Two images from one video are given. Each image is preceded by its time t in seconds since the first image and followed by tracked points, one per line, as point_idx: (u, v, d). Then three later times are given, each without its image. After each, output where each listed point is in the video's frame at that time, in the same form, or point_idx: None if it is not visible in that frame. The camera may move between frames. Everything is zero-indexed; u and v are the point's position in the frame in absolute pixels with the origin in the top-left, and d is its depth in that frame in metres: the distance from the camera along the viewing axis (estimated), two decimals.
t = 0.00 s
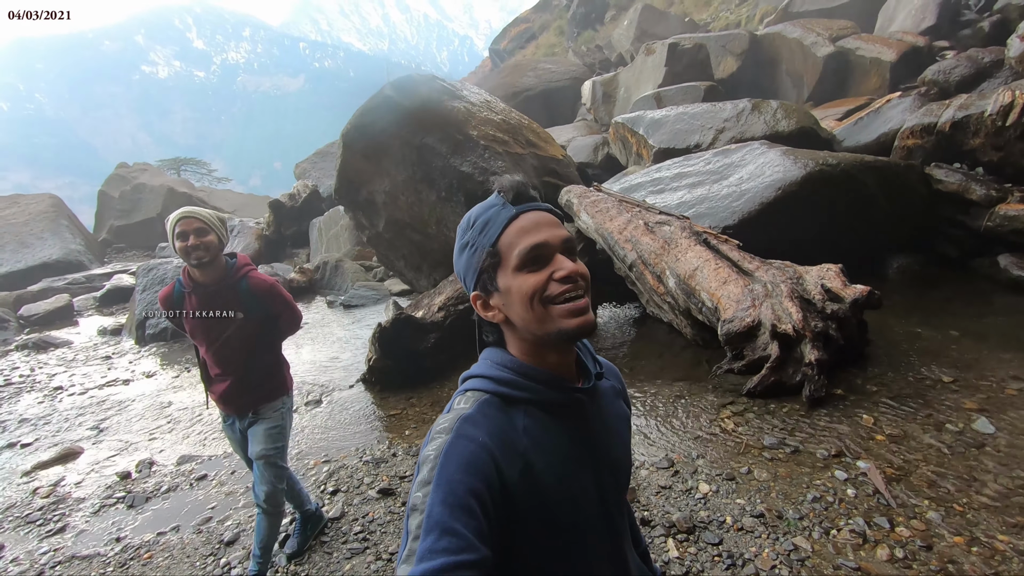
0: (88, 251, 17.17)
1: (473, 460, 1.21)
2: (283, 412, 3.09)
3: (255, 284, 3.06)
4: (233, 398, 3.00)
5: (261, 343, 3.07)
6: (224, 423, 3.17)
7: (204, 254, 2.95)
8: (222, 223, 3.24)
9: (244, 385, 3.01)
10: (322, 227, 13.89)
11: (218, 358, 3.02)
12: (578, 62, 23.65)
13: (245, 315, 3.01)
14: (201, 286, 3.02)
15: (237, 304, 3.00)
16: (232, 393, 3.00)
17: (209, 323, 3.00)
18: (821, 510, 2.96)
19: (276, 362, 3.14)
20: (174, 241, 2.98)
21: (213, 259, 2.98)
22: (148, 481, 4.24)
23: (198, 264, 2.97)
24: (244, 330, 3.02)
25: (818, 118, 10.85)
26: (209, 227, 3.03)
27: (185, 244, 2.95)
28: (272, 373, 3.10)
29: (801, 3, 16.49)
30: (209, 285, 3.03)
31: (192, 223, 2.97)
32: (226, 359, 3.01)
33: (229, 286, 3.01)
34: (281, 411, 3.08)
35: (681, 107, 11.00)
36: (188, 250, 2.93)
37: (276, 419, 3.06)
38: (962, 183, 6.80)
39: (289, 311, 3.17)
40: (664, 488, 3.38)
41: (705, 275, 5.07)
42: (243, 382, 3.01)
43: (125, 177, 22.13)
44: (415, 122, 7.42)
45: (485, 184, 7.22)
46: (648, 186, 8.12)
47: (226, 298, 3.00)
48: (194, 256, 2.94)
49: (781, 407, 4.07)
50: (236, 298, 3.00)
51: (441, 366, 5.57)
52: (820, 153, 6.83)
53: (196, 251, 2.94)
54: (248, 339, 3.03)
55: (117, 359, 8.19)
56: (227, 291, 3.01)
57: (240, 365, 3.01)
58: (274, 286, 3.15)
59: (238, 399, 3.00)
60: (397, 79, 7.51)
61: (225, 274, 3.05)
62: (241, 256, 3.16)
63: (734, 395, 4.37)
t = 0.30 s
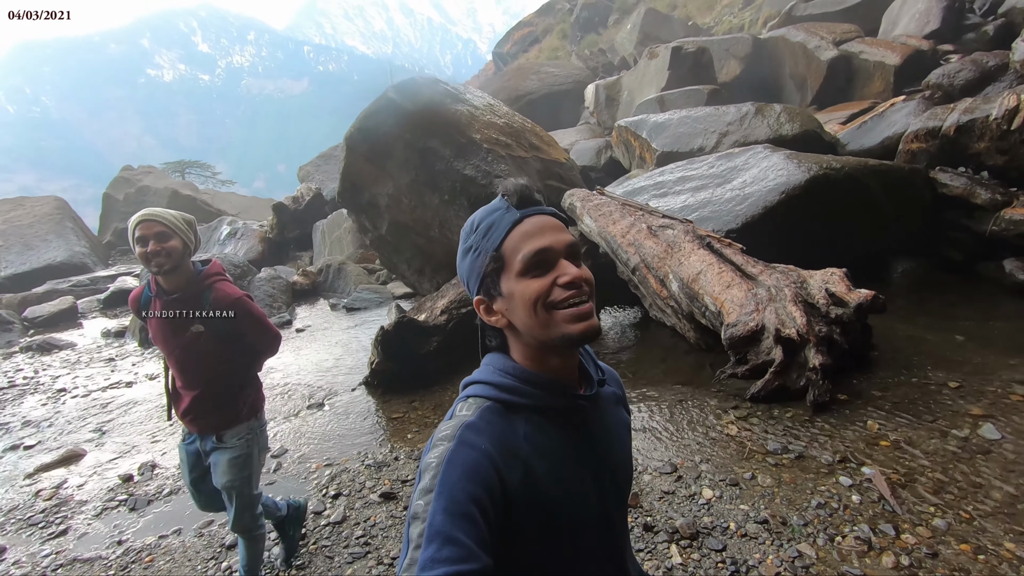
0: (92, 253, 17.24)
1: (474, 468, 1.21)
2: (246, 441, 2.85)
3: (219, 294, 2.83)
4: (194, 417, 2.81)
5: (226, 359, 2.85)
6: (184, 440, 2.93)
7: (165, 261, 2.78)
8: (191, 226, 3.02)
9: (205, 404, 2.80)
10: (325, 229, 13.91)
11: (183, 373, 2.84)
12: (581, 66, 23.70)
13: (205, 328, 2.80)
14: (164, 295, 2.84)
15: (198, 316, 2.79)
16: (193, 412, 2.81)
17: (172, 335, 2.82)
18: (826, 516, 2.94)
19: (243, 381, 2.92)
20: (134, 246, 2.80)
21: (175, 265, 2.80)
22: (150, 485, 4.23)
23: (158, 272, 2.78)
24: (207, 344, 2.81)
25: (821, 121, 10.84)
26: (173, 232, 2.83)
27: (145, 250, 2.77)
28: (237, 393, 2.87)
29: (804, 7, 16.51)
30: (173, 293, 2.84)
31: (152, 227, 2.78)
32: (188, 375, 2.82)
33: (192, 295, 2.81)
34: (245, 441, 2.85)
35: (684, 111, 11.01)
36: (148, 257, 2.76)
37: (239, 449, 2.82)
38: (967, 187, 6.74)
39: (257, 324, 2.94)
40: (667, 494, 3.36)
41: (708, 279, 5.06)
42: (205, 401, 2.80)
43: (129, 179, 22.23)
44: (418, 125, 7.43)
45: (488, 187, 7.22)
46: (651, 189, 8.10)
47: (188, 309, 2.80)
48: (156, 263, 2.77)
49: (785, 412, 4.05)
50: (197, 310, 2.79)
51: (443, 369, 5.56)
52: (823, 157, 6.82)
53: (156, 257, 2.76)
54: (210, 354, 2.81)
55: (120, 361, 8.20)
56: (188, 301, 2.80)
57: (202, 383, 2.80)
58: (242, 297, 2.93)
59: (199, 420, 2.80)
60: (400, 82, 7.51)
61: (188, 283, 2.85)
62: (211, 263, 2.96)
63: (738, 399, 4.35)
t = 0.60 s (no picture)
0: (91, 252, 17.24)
1: (481, 474, 1.19)
2: (233, 452, 2.83)
3: (197, 305, 2.66)
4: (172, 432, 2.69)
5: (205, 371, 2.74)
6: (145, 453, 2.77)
7: (135, 270, 2.53)
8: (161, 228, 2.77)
9: (185, 419, 2.69)
10: (325, 229, 13.90)
11: (157, 384, 2.67)
12: (581, 66, 23.73)
13: (184, 339, 2.64)
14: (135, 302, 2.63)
15: (176, 326, 2.62)
16: (171, 427, 2.68)
17: (145, 344, 2.62)
18: (827, 520, 2.93)
19: (222, 393, 2.83)
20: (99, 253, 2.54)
21: (146, 273, 2.57)
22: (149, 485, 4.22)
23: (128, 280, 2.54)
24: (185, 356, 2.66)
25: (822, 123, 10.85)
26: (141, 237, 2.58)
27: (111, 257, 2.52)
28: (219, 405, 2.80)
29: (806, 8, 16.50)
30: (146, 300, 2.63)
31: (118, 233, 2.52)
32: (164, 389, 2.66)
33: (169, 302, 2.62)
34: (228, 453, 2.81)
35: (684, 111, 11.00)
36: (116, 264, 2.52)
37: (226, 461, 2.81)
38: (967, 189, 6.71)
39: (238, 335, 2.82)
40: (667, 496, 3.34)
41: (708, 281, 5.05)
42: (184, 415, 2.69)
43: (128, 178, 22.21)
44: (419, 125, 7.40)
45: (488, 188, 7.18)
46: (651, 190, 8.10)
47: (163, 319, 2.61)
48: (124, 271, 2.53)
49: (785, 414, 4.04)
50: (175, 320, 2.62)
51: (443, 370, 5.55)
52: (824, 159, 6.81)
53: (125, 266, 2.52)
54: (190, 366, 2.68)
55: (119, 361, 8.20)
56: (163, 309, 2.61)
57: (181, 396, 2.68)
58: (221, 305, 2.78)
59: (178, 435, 2.69)
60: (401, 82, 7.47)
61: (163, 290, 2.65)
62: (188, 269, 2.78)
63: (738, 401, 4.35)
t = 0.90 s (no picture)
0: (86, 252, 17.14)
1: (488, 473, 1.18)
2: (209, 472, 2.74)
3: (172, 313, 2.43)
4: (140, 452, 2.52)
5: (177, 382, 2.56)
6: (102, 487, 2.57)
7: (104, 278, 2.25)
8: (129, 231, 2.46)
9: (155, 436, 2.54)
10: (322, 228, 13.86)
11: (125, 396, 2.45)
12: (578, 65, 23.75)
13: (157, 348, 2.43)
14: (97, 309, 2.34)
15: (149, 335, 2.39)
16: (139, 445, 2.51)
17: (111, 351, 2.37)
18: (825, 519, 2.94)
19: (191, 405, 2.68)
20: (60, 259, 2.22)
21: (115, 280, 2.28)
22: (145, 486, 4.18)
23: (94, 286, 2.25)
24: (158, 367, 2.46)
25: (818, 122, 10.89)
26: (110, 241, 2.30)
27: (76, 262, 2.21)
28: (192, 423, 2.67)
29: (802, 8, 16.54)
30: (112, 306, 2.35)
31: (85, 238, 2.22)
32: (133, 402, 2.48)
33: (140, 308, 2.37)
34: (206, 472, 2.73)
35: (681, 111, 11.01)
36: (81, 271, 2.21)
37: (204, 482, 2.71)
38: (963, 189, 6.73)
39: (214, 345, 2.64)
40: (666, 497, 3.34)
41: (706, 280, 5.06)
42: (155, 432, 2.54)
43: (123, 177, 22.07)
44: (417, 124, 7.38)
45: (486, 187, 7.16)
46: (648, 190, 8.11)
47: (132, 328, 2.36)
48: (90, 278, 2.23)
49: (783, 414, 4.05)
50: (146, 328, 2.38)
51: (441, 370, 5.54)
52: (821, 159, 6.83)
53: (93, 272, 2.22)
54: (162, 377, 2.50)
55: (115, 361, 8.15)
56: (133, 317, 2.36)
57: (152, 410, 2.52)
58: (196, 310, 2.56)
59: (147, 454, 2.53)
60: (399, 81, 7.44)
61: (131, 295, 2.37)
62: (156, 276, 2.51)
63: (736, 401, 4.36)
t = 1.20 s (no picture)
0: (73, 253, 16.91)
1: (500, 470, 1.18)
2: (166, 490, 2.60)
3: (125, 316, 2.44)
4: (83, 463, 2.41)
5: (129, 390, 2.48)
6: (47, 526, 2.46)
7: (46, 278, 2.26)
8: (74, 230, 2.46)
9: (102, 447, 2.42)
10: (314, 228, 13.78)
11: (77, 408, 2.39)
12: (570, 65, 23.79)
13: (110, 355, 2.40)
14: (41, 316, 2.31)
15: (100, 340, 2.37)
16: (90, 461, 2.41)
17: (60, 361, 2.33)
18: (821, 515, 2.96)
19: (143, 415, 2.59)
20: None
21: (60, 282, 2.29)
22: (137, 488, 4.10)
23: (36, 289, 2.26)
24: (110, 374, 2.40)
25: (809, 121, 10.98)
26: (55, 240, 2.31)
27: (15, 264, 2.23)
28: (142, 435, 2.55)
29: (791, 8, 16.67)
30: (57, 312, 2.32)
31: (24, 236, 2.24)
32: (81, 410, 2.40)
33: (90, 314, 2.36)
34: (163, 490, 2.59)
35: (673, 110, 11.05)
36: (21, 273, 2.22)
37: (160, 502, 2.56)
38: (953, 187, 6.82)
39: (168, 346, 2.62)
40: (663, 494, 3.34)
41: (701, 278, 5.09)
42: (102, 442, 2.43)
43: (111, 176, 21.81)
44: (410, 123, 7.36)
45: (480, 186, 7.15)
46: (642, 189, 8.13)
47: (82, 335, 2.34)
48: (32, 280, 2.24)
49: (778, 411, 4.08)
50: (98, 334, 2.36)
51: (436, 370, 5.53)
52: (813, 158, 6.88)
53: (34, 273, 2.24)
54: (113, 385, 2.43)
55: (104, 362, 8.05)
56: (83, 324, 2.34)
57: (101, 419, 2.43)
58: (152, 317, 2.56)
59: (89, 467, 2.41)
60: (393, 80, 7.41)
61: (79, 302, 2.37)
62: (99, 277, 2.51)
63: (731, 399, 4.38)
